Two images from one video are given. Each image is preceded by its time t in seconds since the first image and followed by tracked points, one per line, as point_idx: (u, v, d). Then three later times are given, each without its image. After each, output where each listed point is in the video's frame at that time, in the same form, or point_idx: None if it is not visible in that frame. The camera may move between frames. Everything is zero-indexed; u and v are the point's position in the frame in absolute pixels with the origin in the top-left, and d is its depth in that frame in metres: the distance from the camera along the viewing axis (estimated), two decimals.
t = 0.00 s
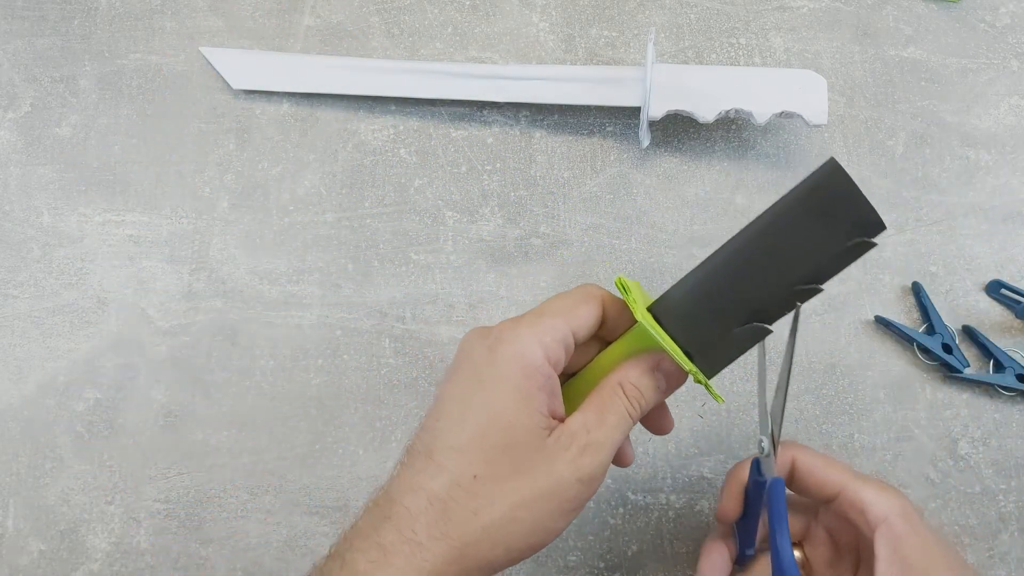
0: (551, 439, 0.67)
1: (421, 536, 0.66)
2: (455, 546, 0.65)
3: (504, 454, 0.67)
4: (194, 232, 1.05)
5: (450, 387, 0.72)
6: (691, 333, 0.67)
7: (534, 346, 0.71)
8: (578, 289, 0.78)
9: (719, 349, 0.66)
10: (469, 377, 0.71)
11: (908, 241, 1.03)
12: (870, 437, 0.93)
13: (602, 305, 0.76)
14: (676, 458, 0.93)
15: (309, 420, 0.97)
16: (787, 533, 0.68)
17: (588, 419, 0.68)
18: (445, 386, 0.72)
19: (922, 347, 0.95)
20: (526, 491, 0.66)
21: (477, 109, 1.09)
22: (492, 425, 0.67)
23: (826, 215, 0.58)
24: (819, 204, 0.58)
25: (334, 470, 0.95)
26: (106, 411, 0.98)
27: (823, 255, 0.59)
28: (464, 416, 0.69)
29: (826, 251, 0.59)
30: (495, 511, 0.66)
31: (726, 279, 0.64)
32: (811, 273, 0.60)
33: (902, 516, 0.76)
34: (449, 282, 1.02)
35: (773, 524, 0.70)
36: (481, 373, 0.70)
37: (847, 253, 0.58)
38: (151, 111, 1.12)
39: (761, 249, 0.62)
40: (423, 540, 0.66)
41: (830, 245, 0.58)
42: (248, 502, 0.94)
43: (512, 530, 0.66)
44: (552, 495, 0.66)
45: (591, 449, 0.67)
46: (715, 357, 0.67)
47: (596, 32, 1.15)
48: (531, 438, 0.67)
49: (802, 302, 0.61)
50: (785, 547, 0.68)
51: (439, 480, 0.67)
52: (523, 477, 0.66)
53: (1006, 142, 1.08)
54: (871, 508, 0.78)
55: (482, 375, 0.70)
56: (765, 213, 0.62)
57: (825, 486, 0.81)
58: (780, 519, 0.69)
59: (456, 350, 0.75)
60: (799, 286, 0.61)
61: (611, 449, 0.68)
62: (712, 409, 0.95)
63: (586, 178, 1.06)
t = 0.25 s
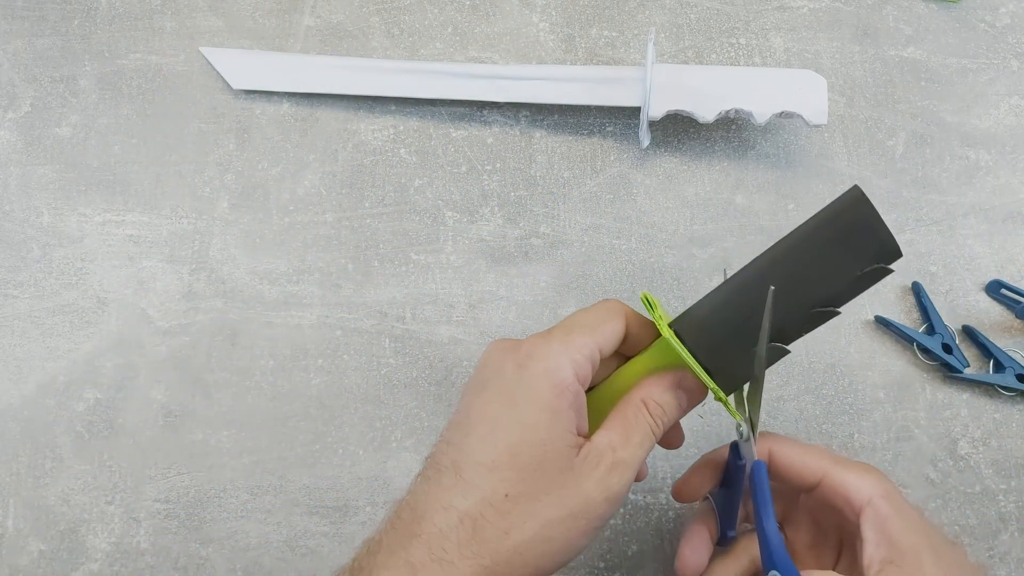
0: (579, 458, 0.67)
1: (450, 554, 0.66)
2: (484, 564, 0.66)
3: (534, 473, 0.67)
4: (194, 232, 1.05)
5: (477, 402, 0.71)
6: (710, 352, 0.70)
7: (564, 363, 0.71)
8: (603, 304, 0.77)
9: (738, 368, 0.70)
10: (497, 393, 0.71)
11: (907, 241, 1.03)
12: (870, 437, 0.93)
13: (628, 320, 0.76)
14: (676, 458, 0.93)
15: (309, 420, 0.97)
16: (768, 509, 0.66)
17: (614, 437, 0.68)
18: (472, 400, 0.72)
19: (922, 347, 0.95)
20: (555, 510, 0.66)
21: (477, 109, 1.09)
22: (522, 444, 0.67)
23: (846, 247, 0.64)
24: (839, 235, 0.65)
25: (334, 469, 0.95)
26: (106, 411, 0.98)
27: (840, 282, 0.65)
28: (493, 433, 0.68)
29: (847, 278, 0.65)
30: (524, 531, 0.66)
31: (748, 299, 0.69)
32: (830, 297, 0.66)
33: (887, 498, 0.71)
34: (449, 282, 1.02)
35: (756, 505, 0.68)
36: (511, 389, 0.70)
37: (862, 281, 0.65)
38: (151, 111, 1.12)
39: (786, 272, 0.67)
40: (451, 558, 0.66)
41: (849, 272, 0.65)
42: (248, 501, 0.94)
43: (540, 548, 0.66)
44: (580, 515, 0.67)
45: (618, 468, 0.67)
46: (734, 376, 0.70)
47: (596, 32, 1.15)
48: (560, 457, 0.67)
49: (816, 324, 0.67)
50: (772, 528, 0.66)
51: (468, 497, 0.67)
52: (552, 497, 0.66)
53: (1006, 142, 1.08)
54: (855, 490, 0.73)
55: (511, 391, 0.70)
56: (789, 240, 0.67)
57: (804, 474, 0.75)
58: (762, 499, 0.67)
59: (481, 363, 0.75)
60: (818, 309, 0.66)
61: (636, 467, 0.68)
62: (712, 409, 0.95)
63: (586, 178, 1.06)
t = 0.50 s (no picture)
0: (588, 461, 0.67)
1: (459, 555, 0.66)
2: (493, 565, 0.66)
3: (544, 476, 0.67)
4: (194, 232, 1.05)
5: (487, 403, 0.71)
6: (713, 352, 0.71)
7: (575, 365, 0.70)
8: (612, 306, 0.77)
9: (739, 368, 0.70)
10: (508, 395, 0.70)
11: (907, 241, 1.03)
12: (871, 437, 0.93)
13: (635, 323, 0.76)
14: (676, 458, 0.93)
15: (309, 420, 0.97)
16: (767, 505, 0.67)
17: (622, 439, 0.68)
18: (482, 401, 0.72)
19: (922, 347, 0.95)
20: (564, 512, 0.66)
21: (477, 109, 1.09)
22: (532, 447, 0.67)
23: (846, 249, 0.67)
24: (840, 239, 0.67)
25: (334, 469, 0.95)
26: (106, 411, 0.98)
27: (841, 283, 0.67)
28: (503, 436, 0.68)
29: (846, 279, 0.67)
30: (534, 533, 0.66)
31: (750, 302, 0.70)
32: (829, 300, 0.68)
33: (883, 492, 0.70)
34: (449, 282, 1.02)
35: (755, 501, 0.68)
36: (521, 391, 0.70)
37: (861, 283, 0.67)
38: (151, 111, 1.12)
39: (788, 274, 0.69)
40: (461, 558, 0.66)
41: (848, 275, 0.67)
42: (248, 502, 0.94)
43: (548, 550, 0.67)
44: (588, 517, 0.67)
45: (626, 471, 0.68)
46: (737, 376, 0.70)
47: (596, 32, 1.14)
48: (570, 461, 0.67)
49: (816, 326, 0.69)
50: (770, 522, 0.66)
51: (478, 499, 0.67)
52: (561, 499, 0.67)
53: (1006, 142, 1.08)
54: (852, 484, 0.72)
55: (521, 393, 0.70)
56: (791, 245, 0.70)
57: (802, 469, 0.75)
58: (761, 495, 0.67)
59: (491, 364, 0.75)
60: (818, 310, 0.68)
61: (642, 469, 0.69)
62: (712, 409, 0.95)
63: (586, 178, 1.06)
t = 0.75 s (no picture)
0: (594, 463, 0.67)
1: (463, 555, 0.66)
2: (497, 565, 0.66)
3: (549, 477, 0.67)
4: (194, 232, 1.05)
5: (494, 403, 0.71)
6: (717, 359, 0.71)
7: (582, 367, 0.70)
8: (620, 309, 0.77)
9: (743, 378, 0.70)
10: (515, 395, 0.70)
11: (907, 241, 1.03)
12: (871, 437, 0.93)
13: (642, 328, 0.75)
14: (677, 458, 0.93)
15: (309, 420, 0.97)
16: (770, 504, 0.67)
17: (626, 443, 0.68)
18: (489, 401, 0.72)
19: (922, 347, 0.95)
20: (568, 514, 0.66)
21: (477, 109, 1.09)
22: (538, 447, 0.67)
23: (851, 262, 0.68)
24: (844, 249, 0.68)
25: (334, 469, 0.95)
26: (106, 411, 0.98)
27: (845, 295, 0.68)
28: (510, 436, 0.68)
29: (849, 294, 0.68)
30: (538, 533, 0.66)
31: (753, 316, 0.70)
32: (831, 313, 0.69)
33: (883, 490, 0.70)
34: (449, 282, 1.02)
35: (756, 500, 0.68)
36: (528, 392, 0.70)
37: (862, 298, 0.68)
38: (151, 110, 1.12)
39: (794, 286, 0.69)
40: (465, 557, 0.66)
41: (851, 289, 0.68)
42: (248, 502, 0.94)
43: (553, 551, 0.67)
44: (593, 519, 0.67)
45: (631, 474, 0.67)
46: (739, 384, 0.71)
47: (596, 32, 1.15)
48: (575, 462, 0.67)
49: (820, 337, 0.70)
50: (774, 524, 0.67)
51: (483, 498, 0.67)
52: (566, 501, 0.66)
53: (1006, 142, 1.08)
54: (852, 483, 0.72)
55: (528, 394, 0.70)
56: (797, 255, 0.70)
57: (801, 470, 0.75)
58: (764, 495, 0.67)
59: (499, 364, 0.75)
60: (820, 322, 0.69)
61: (646, 473, 0.68)
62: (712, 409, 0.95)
63: (586, 178, 1.06)
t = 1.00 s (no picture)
0: (590, 460, 0.67)
1: (454, 543, 0.67)
2: (488, 555, 0.66)
3: (544, 470, 0.67)
4: (194, 232, 1.06)
5: (493, 396, 0.72)
6: (722, 370, 0.71)
7: (582, 364, 0.70)
8: (623, 313, 0.77)
9: (745, 390, 0.70)
10: (513, 389, 0.71)
11: (908, 241, 1.03)
12: (871, 437, 0.93)
13: (645, 331, 0.76)
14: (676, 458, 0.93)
15: (309, 420, 0.97)
16: (765, 517, 0.67)
17: (624, 442, 0.68)
18: (488, 393, 0.72)
19: (922, 347, 0.95)
20: (562, 509, 0.66)
21: (477, 109, 1.09)
22: (534, 440, 0.68)
23: (855, 273, 0.67)
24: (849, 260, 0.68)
25: (334, 469, 0.95)
26: (106, 411, 0.98)
27: (849, 307, 0.68)
28: (506, 428, 0.69)
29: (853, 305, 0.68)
30: (531, 526, 0.66)
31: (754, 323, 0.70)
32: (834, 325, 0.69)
33: (882, 491, 0.71)
34: (449, 282, 1.02)
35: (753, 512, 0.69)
36: (527, 386, 0.70)
37: (866, 310, 0.67)
38: (151, 110, 1.12)
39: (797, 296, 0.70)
40: (456, 546, 0.67)
41: (855, 301, 0.68)
42: (248, 501, 0.94)
43: (545, 544, 0.67)
44: (588, 515, 0.67)
45: (626, 473, 0.67)
46: (741, 396, 0.70)
47: (596, 32, 1.14)
48: (570, 458, 0.67)
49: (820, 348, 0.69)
50: (768, 537, 0.66)
51: (476, 488, 0.68)
52: (560, 495, 0.66)
53: (1006, 142, 1.07)
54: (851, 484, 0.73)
55: (526, 388, 0.70)
56: (801, 266, 0.70)
57: (801, 473, 0.77)
58: (760, 510, 0.68)
59: (500, 359, 0.75)
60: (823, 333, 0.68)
61: (643, 474, 0.68)
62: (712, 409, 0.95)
63: (586, 178, 1.06)
